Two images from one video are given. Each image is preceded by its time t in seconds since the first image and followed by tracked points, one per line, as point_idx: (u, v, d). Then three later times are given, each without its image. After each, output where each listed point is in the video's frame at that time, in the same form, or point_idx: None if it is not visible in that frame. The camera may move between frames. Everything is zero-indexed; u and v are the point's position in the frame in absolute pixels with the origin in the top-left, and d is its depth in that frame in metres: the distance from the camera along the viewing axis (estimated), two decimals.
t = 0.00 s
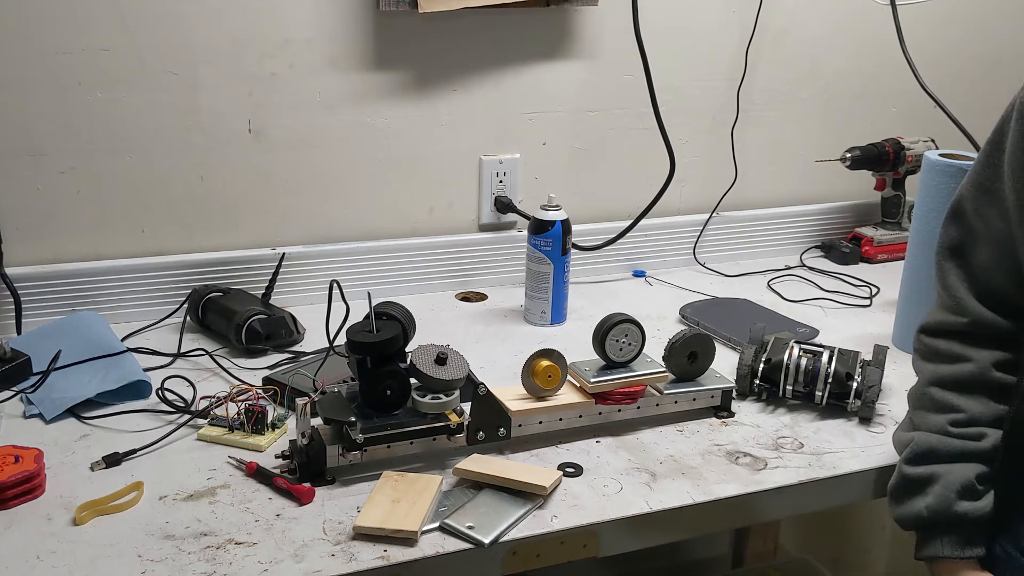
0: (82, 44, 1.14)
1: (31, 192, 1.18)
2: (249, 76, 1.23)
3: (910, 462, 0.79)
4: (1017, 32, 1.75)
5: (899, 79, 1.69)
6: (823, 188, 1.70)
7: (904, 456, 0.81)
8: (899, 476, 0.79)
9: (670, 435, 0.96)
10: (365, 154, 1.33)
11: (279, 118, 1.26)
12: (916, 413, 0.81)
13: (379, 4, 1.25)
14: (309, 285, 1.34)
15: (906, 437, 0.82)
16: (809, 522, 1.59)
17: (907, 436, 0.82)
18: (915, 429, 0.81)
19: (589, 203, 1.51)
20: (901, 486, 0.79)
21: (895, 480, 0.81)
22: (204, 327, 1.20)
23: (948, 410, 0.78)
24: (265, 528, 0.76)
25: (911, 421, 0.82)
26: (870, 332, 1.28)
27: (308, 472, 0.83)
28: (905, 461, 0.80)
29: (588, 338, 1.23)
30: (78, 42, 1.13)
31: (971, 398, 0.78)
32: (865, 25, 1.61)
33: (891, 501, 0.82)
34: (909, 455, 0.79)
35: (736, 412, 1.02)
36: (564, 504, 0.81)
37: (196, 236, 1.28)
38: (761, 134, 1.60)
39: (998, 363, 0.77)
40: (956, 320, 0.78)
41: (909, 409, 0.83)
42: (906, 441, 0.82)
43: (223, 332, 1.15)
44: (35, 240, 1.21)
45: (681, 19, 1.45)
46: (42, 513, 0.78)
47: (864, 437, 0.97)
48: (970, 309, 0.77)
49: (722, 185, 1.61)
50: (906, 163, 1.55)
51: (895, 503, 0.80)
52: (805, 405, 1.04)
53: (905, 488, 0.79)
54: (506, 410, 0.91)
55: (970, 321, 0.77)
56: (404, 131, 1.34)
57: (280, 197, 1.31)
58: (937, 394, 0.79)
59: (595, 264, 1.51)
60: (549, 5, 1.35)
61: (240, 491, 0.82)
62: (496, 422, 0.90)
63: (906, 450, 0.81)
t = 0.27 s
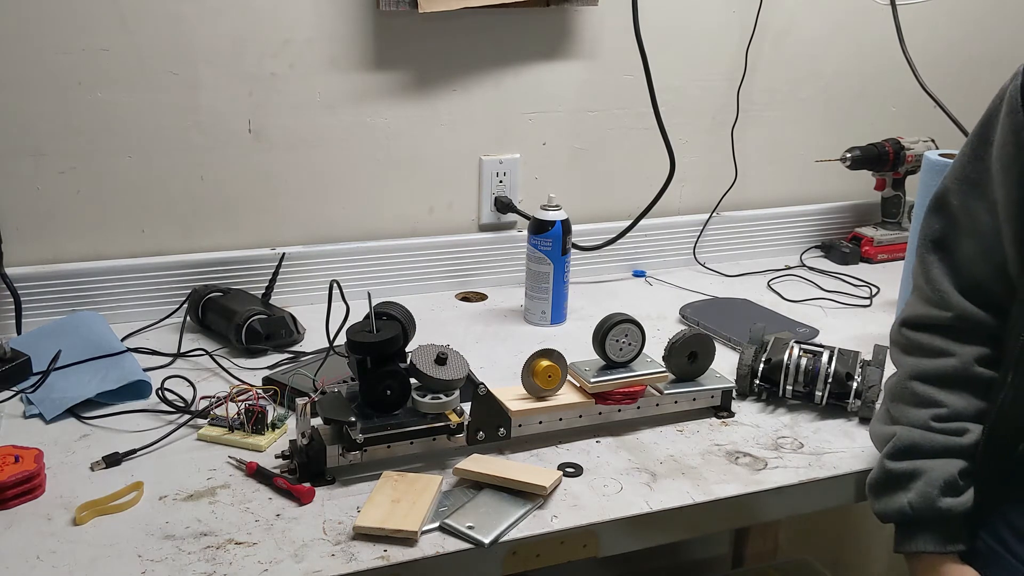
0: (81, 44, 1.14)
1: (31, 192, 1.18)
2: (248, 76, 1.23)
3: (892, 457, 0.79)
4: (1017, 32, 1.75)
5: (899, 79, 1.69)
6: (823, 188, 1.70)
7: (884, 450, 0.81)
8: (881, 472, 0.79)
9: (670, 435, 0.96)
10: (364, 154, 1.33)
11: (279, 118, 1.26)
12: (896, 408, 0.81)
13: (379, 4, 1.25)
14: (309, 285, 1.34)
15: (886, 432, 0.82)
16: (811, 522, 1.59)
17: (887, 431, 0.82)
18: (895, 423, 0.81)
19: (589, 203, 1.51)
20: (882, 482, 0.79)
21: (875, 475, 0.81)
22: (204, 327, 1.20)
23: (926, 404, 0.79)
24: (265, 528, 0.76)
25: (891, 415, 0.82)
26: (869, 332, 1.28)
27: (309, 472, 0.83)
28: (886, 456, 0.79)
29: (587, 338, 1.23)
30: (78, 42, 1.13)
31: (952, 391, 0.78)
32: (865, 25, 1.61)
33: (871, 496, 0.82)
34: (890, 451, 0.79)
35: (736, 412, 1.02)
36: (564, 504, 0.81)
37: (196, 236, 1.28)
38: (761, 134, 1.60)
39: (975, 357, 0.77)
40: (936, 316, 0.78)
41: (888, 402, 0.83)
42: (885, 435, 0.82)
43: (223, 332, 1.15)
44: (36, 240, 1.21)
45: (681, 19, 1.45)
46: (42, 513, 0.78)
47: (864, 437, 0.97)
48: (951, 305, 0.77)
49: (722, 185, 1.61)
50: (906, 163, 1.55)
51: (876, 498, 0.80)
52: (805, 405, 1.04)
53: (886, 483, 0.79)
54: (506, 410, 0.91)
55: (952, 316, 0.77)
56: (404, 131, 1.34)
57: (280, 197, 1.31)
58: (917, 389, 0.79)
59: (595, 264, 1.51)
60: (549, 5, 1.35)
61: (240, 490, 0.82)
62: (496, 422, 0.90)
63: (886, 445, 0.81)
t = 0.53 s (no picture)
0: (81, 44, 1.14)
1: (31, 192, 1.18)
2: (249, 77, 1.23)
3: (898, 458, 0.78)
4: (1018, 31, 1.75)
5: (899, 79, 1.69)
6: (823, 188, 1.70)
7: (889, 450, 0.81)
8: (886, 471, 0.79)
9: (670, 435, 0.96)
10: (365, 154, 1.33)
11: (279, 118, 1.26)
12: (899, 407, 0.81)
13: (379, 4, 1.25)
14: (309, 285, 1.34)
15: (890, 431, 0.81)
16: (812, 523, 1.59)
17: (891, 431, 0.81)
18: (899, 423, 0.81)
19: (589, 203, 1.51)
20: (887, 482, 0.79)
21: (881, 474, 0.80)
22: (204, 327, 1.20)
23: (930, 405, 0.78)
24: (265, 528, 0.76)
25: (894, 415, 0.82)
26: (870, 332, 1.28)
27: (309, 472, 0.83)
28: (891, 455, 0.79)
29: (587, 338, 1.23)
30: (78, 42, 1.13)
31: (955, 390, 0.78)
32: (865, 25, 1.61)
33: (877, 495, 0.81)
34: (896, 451, 0.78)
35: (736, 412, 1.02)
36: (564, 504, 0.81)
37: (196, 235, 1.28)
38: (761, 134, 1.60)
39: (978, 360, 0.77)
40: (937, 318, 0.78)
41: (891, 402, 0.83)
42: (889, 436, 0.81)
43: (223, 332, 1.15)
44: (36, 240, 1.21)
45: (681, 19, 1.45)
46: (42, 513, 0.78)
47: (864, 437, 0.97)
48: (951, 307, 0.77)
49: (722, 185, 1.61)
50: (906, 163, 1.55)
51: (881, 498, 0.80)
52: (805, 406, 1.04)
53: (891, 482, 0.79)
54: (506, 410, 0.91)
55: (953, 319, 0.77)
56: (404, 131, 1.34)
57: (280, 197, 1.31)
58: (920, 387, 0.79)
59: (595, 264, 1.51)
60: (549, 5, 1.35)
61: (240, 490, 0.82)
62: (496, 422, 0.90)
63: (890, 445, 0.81)
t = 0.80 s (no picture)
0: (81, 44, 1.14)
1: (31, 192, 1.18)
2: (249, 76, 1.23)
3: (944, 361, 0.82)
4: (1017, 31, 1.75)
5: (899, 79, 1.69)
6: (823, 188, 1.70)
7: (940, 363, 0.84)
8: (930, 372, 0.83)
9: (670, 435, 0.96)
10: (365, 154, 1.33)
11: (279, 118, 1.26)
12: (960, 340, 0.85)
13: (379, 4, 1.25)
14: (309, 285, 1.33)
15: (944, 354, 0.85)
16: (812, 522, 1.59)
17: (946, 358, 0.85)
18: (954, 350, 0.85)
19: (589, 203, 1.51)
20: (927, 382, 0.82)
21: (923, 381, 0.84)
22: (204, 327, 1.20)
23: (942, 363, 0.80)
24: (265, 528, 0.76)
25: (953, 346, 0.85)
26: (869, 332, 1.28)
27: (309, 472, 0.83)
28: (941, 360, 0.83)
29: (587, 338, 1.23)
30: (78, 41, 1.13)
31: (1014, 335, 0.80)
32: (865, 25, 1.61)
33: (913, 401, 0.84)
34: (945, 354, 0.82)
35: (736, 412, 1.02)
36: (564, 504, 0.81)
37: (196, 235, 1.28)
38: (761, 134, 1.60)
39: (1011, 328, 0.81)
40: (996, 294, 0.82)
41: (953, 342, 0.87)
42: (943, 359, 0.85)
43: (223, 332, 1.15)
44: (36, 240, 1.21)
45: (681, 19, 1.45)
46: (42, 513, 0.78)
47: (864, 437, 0.97)
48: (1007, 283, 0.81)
49: (722, 185, 1.61)
50: (906, 163, 1.55)
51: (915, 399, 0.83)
52: (805, 406, 1.04)
53: (931, 382, 0.82)
54: (506, 410, 0.91)
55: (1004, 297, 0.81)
56: (404, 131, 1.34)
57: (280, 197, 1.31)
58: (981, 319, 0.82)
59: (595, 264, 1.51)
60: (549, 5, 1.35)
61: (240, 490, 0.82)
62: (496, 422, 0.90)
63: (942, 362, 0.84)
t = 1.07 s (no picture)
0: (81, 44, 1.14)
1: (31, 192, 1.18)
2: (249, 76, 1.23)
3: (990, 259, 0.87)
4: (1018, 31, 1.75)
5: (899, 79, 1.69)
6: (823, 188, 1.70)
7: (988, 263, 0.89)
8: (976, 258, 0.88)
9: (670, 435, 0.96)
10: (365, 154, 1.33)
11: (279, 118, 1.26)
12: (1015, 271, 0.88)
13: (379, 4, 1.25)
14: (309, 285, 1.33)
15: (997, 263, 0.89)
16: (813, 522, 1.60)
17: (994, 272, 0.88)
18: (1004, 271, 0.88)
19: (589, 203, 1.51)
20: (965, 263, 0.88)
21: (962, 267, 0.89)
22: (204, 327, 1.20)
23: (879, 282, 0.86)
24: (265, 528, 0.76)
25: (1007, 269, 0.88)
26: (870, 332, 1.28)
27: (308, 472, 0.83)
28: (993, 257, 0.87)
29: (587, 338, 1.23)
30: (78, 41, 1.13)
31: None
32: (865, 25, 1.61)
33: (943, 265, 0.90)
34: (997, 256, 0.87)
35: (736, 412, 1.02)
36: (564, 504, 0.81)
37: (197, 235, 1.28)
38: (761, 134, 1.60)
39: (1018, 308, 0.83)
40: None
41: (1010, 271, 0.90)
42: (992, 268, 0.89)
43: (223, 332, 1.15)
44: (36, 240, 1.21)
45: (681, 19, 1.45)
46: (42, 513, 0.78)
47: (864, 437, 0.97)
48: None
49: (722, 185, 1.61)
50: (906, 163, 1.55)
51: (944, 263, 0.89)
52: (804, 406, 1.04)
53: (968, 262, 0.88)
54: (506, 410, 0.91)
55: None
56: (405, 131, 1.34)
57: (281, 197, 1.31)
58: None
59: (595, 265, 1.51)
60: (549, 5, 1.35)
61: (240, 491, 0.82)
62: (496, 422, 0.90)
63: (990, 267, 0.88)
